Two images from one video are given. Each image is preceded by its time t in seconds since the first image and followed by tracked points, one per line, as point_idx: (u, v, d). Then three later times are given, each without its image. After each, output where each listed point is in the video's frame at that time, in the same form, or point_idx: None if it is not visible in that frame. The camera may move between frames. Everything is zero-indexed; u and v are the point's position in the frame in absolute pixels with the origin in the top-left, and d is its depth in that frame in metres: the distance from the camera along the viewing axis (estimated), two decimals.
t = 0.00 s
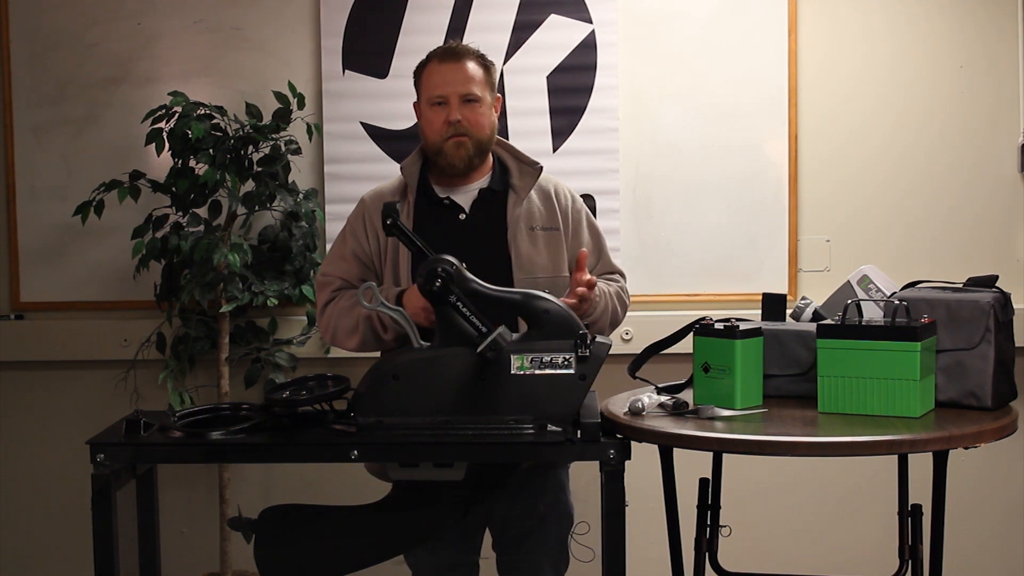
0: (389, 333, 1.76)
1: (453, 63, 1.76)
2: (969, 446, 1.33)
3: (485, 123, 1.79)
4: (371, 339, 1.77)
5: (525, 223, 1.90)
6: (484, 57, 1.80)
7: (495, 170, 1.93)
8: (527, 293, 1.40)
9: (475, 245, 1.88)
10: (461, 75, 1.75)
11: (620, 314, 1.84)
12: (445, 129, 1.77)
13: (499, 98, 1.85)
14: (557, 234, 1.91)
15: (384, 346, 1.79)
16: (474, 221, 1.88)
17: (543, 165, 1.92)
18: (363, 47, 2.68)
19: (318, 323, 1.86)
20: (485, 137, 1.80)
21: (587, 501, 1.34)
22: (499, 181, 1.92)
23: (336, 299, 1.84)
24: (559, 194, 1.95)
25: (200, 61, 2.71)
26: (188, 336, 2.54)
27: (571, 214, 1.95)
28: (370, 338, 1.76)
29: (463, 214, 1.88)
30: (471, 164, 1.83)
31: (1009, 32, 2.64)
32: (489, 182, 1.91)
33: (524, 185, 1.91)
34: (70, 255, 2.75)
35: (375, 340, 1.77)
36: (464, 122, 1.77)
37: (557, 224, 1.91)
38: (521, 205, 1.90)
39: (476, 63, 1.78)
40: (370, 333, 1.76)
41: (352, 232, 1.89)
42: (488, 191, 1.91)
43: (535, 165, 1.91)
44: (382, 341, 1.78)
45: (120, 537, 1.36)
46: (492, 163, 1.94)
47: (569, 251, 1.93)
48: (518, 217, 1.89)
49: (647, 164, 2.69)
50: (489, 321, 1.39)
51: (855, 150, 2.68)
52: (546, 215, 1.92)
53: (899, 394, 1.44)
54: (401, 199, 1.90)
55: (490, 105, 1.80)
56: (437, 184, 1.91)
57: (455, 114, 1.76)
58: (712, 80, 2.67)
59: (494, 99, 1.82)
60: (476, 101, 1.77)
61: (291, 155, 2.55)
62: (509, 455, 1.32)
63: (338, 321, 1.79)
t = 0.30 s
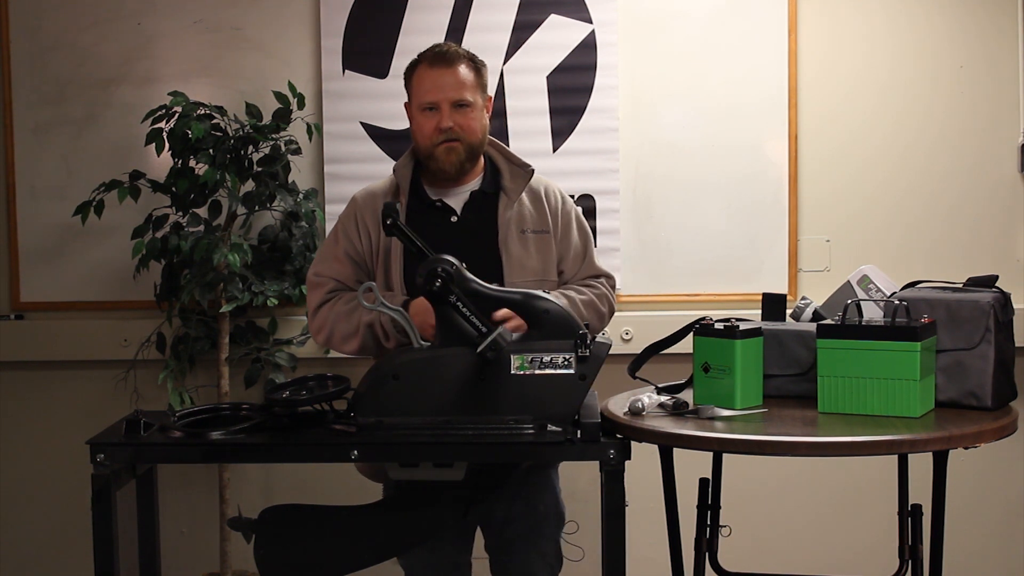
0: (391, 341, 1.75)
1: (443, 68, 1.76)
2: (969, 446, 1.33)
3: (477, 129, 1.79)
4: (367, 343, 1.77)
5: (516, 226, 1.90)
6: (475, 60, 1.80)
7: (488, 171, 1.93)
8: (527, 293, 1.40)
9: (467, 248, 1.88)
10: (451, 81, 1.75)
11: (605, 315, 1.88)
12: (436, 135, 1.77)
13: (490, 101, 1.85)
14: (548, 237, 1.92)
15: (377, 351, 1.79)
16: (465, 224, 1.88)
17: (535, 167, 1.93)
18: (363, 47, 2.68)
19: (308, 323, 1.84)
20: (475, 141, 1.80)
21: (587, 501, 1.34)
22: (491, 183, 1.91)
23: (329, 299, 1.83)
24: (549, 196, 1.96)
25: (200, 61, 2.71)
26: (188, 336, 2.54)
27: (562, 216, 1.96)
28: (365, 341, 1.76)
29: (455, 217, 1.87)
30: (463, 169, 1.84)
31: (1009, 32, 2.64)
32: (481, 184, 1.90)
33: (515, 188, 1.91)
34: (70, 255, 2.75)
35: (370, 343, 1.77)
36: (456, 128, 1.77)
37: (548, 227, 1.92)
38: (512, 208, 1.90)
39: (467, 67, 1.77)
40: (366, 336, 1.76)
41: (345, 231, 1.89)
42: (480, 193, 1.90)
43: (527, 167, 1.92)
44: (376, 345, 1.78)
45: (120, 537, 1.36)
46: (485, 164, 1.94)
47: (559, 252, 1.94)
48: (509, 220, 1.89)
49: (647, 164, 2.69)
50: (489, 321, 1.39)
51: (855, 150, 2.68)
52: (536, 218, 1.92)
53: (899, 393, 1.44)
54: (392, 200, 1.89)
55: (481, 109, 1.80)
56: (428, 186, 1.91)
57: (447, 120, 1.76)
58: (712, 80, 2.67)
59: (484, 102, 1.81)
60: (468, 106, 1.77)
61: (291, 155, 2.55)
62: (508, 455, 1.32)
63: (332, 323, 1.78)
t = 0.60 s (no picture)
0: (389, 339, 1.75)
1: (413, 80, 1.75)
2: (969, 446, 1.33)
3: (448, 141, 1.79)
4: (363, 338, 1.76)
5: (506, 230, 1.89)
6: (449, 70, 1.78)
7: (478, 173, 1.92)
8: (527, 292, 1.40)
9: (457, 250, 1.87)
10: (419, 94, 1.74)
11: (597, 316, 1.88)
12: (407, 147, 1.78)
13: (469, 109, 1.83)
14: (537, 241, 1.91)
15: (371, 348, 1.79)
16: (457, 226, 1.87)
17: (526, 171, 1.92)
18: (363, 47, 2.68)
19: (297, 314, 1.82)
20: (448, 151, 1.80)
21: (586, 501, 1.34)
22: (483, 186, 1.91)
23: (324, 291, 1.82)
24: (540, 199, 1.95)
25: (200, 62, 2.71)
26: (188, 336, 2.54)
27: (551, 219, 1.95)
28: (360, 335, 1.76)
29: (447, 219, 1.86)
30: (438, 179, 1.84)
31: (1009, 32, 2.64)
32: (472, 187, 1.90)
33: (507, 191, 1.91)
34: (70, 255, 2.75)
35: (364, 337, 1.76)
36: (425, 141, 1.77)
37: (537, 231, 1.91)
38: (503, 212, 1.90)
39: (438, 77, 1.76)
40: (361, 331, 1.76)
41: (340, 224, 1.89)
42: (471, 196, 1.90)
43: (519, 170, 1.91)
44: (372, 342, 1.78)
45: (120, 538, 1.36)
46: (475, 166, 1.93)
47: (548, 255, 1.93)
48: (499, 224, 1.89)
49: (647, 164, 2.69)
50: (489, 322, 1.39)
51: (856, 150, 2.68)
52: (526, 222, 1.91)
53: (900, 394, 1.44)
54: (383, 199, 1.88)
55: (455, 121, 1.79)
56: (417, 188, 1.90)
57: (416, 134, 1.76)
58: (712, 80, 2.67)
59: (459, 111, 1.79)
60: (438, 119, 1.77)
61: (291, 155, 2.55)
62: (508, 455, 1.32)
63: (327, 315, 1.78)
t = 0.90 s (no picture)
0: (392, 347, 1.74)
1: (400, 87, 1.75)
2: (969, 446, 1.33)
3: (438, 146, 1.79)
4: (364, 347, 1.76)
5: (497, 232, 1.90)
6: (436, 76, 1.77)
7: (469, 176, 1.94)
8: (527, 293, 1.40)
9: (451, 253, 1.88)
10: (407, 102, 1.74)
11: (591, 314, 1.87)
12: (398, 155, 1.78)
13: (457, 112, 1.83)
14: (528, 241, 1.90)
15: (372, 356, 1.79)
16: (449, 230, 1.88)
17: (515, 172, 1.92)
18: (363, 47, 2.68)
19: (297, 322, 1.82)
20: (439, 157, 1.80)
21: (586, 501, 1.34)
22: (473, 188, 1.92)
23: (325, 299, 1.82)
24: (530, 198, 1.95)
25: (200, 62, 2.71)
26: (188, 336, 2.54)
27: (542, 217, 1.94)
28: (361, 344, 1.75)
29: (440, 223, 1.87)
30: (430, 184, 1.85)
31: (1009, 32, 2.64)
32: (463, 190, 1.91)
33: (497, 192, 1.91)
34: (70, 255, 2.75)
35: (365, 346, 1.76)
36: (415, 148, 1.77)
37: (528, 231, 1.91)
38: (493, 214, 1.90)
39: (424, 83, 1.75)
40: (363, 340, 1.75)
41: (336, 230, 1.89)
42: (462, 199, 1.91)
43: (508, 172, 1.92)
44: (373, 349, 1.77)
45: (121, 538, 1.36)
46: (465, 169, 1.94)
47: (540, 253, 1.93)
48: (490, 226, 1.89)
49: (647, 164, 2.69)
50: (489, 322, 1.39)
51: (856, 150, 2.68)
52: (516, 222, 1.91)
53: (900, 394, 1.44)
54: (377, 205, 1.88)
55: (443, 126, 1.79)
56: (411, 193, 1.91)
57: (406, 141, 1.76)
58: (712, 80, 2.67)
59: (447, 116, 1.79)
60: (427, 125, 1.77)
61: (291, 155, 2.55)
62: (508, 455, 1.32)
63: (328, 323, 1.78)
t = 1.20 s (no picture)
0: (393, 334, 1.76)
1: (426, 80, 1.76)
2: (969, 446, 1.33)
3: (463, 138, 1.81)
4: (369, 337, 1.78)
5: (507, 229, 1.90)
6: (460, 69, 1.79)
7: (481, 174, 1.93)
8: (527, 292, 1.40)
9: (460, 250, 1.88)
10: (434, 94, 1.76)
11: (596, 315, 1.87)
12: (423, 146, 1.79)
13: (478, 106, 1.85)
14: (538, 240, 1.91)
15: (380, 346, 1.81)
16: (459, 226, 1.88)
17: (527, 171, 1.91)
18: (363, 47, 2.68)
19: (309, 315, 1.84)
20: (463, 149, 1.82)
21: (586, 501, 1.35)
22: (485, 186, 1.91)
23: (333, 294, 1.82)
24: (541, 199, 1.95)
25: (200, 62, 2.71)
26: (188, 336, 2.54)
27: (552, 219, 1.94)
28: (365, 334, 1.78)
29: (450, 218, 1.88)
30: (453, 177, 1.86)
31: (1009, 31, 2.64)
32: (475, 188, 1.91)
33: (508, 190, 1.91)
34: (70, 255, 2.75)
35: (370, 336, 1.78)
36: (441, 140, 1.79)
37: (538, 230, 1.91)
38: (504, 211, 1.90)
39: (450, 76, 1.77)
40: (367, 330, 1.78)
41: (348, 227, 1.89)
42: (473, 196, 1.90)
43: (519, 170, 1.90)
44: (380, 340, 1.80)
45: (120, 538, 1.36)
46: (478, 167, 1.94)
47: (549, 253, 1.93)
48: (501, 223, 1.89)
49: (647, 164, 2.69)
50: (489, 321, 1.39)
51: (856, 150, 2.68)
52: (527, 221, 1.91)
53: (900, 394, 1.44)
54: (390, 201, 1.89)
55: (468, 118, 1.81)
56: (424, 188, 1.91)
57: (432, 133, 1.78)
58: (712, 80, 2.67)
59: (470, 109, 1.81)
60: (453, 118, 1.78)
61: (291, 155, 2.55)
62: (508, 455, 1.32)
63: (335, 316, 1.80)
